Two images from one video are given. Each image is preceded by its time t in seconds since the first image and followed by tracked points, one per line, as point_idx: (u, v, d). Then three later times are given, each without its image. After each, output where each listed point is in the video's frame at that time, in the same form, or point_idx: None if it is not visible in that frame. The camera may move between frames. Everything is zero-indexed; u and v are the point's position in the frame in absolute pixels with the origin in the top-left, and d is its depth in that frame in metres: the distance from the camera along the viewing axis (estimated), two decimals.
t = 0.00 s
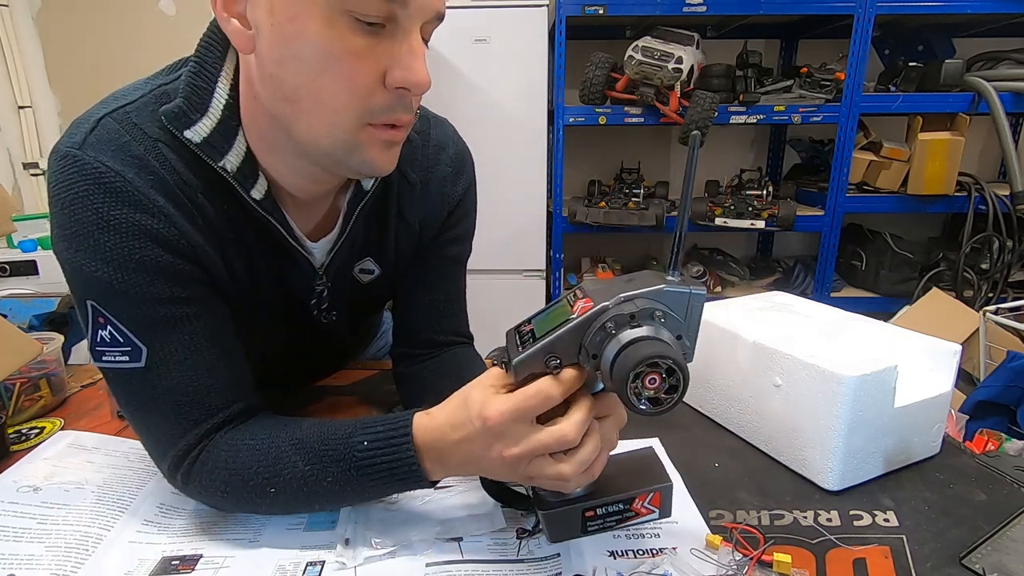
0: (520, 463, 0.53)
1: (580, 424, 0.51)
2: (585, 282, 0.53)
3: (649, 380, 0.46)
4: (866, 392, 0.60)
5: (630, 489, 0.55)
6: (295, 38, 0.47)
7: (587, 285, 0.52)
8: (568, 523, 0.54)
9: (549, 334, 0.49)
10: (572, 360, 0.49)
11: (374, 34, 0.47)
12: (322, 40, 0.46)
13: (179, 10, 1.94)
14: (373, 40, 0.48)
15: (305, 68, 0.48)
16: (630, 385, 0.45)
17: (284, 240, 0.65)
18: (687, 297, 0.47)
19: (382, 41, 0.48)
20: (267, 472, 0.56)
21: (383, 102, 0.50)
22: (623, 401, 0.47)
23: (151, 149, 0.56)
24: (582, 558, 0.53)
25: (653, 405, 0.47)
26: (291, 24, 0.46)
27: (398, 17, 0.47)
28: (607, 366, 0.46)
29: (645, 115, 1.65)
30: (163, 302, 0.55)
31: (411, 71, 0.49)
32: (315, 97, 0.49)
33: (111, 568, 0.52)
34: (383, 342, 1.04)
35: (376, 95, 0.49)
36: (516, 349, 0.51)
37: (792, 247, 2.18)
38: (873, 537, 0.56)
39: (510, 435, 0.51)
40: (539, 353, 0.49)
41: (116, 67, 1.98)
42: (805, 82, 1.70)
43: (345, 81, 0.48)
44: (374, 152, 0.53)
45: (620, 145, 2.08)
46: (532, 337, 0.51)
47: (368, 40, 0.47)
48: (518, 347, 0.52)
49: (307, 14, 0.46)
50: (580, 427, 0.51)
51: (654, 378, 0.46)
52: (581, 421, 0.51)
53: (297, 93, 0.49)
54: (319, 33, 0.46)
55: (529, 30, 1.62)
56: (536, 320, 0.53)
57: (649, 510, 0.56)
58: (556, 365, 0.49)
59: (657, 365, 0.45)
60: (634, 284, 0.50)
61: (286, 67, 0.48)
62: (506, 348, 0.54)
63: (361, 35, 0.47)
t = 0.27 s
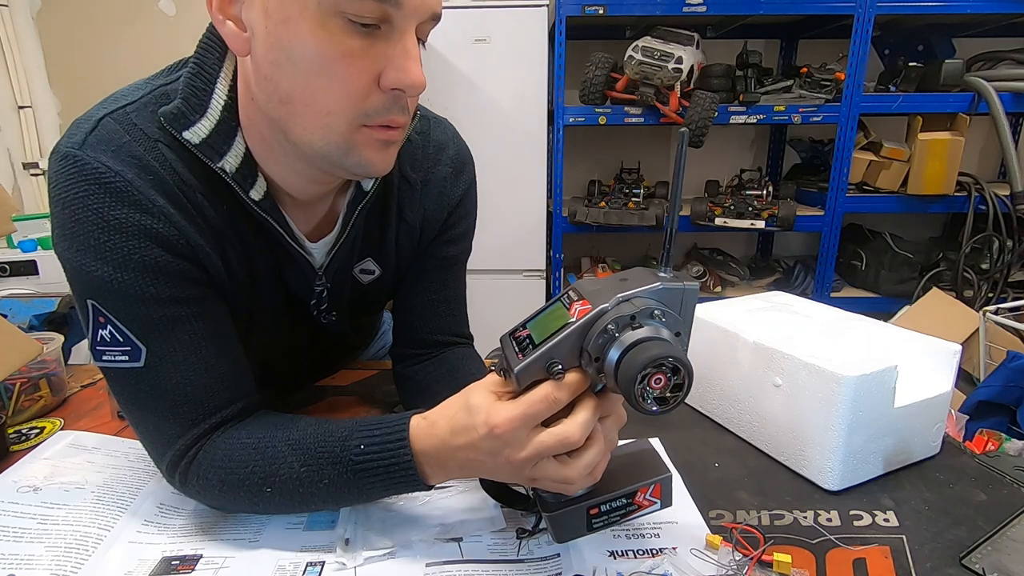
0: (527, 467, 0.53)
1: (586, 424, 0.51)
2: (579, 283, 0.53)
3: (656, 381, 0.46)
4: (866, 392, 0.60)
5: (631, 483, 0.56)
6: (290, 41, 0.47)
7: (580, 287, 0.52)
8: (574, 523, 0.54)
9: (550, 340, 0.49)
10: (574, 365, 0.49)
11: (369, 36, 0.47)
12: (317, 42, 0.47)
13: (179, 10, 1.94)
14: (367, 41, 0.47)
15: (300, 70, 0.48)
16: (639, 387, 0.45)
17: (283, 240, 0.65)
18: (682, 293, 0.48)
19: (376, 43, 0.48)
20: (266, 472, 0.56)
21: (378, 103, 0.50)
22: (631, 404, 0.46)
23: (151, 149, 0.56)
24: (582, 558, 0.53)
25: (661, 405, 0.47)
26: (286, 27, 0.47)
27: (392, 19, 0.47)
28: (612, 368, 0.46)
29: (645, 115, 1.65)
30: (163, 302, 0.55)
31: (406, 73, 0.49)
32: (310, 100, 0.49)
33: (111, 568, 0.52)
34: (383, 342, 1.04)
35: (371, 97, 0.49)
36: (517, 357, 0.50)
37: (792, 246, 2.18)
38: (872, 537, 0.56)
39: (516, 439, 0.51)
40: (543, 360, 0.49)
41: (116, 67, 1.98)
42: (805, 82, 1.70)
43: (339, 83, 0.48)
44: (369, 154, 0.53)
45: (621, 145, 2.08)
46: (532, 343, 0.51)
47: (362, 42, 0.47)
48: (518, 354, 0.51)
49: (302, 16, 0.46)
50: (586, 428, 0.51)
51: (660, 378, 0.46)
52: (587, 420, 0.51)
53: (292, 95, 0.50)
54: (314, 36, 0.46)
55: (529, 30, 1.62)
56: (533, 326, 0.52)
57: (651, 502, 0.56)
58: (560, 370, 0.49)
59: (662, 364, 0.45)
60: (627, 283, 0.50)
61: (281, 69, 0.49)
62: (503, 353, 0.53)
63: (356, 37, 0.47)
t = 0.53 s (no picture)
0: (528, 467, 0.52)
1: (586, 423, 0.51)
2: (577, 282, 0.53)
3: (658, 379, 0.46)
4: (865, 392, 0.60)
5: (631, 480, 0.56)
6: (288, 41, 0.47)
7: (579, 286, 0.52)
8: (575, 522, 0.54)
9: (550, 340, 0.49)
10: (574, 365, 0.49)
11: (368, 36, 0.47)
12: (315, 43, 0.47)
13: (179, 10, 1.94)
14: (365, 42, 0.47)
15: (299, 71, 0.48)
16: (641, 385, 0.45)
17: (282, 240, 0.65)
18: (680, 290, 0.48)
19: (374, 43, 0.48)
20: (265, 473, 0.56)
21: (377, 103, 0.50)
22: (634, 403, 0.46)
23: (151, 149, 0.56)
24: (582, 558, 0.53)
25: (663, 403, 0.47)
26: (284, 27, 0.47)
27: (390, 19, 0.47)
28: (614, 368, 0.46)
29: (645, 115, 1.65)
30: (163, 302, 0.55)
31: (404, 74, 0.49)
32: (308, 100, 0.49)
33: (110, 568, 0.52)
34: (383, 342, 1.04)
35: (369, 97, 0.49)
36: (518, 357, 0.50)
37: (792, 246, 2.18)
38: (872, 537, 0.56)
39: (518, 439, 0.51)
40: (544, 360, 0.49)
41: (116, 67, 1.98)
42: (805, 82, 1.70)
43: (337, 83, 0.48)
44: (367, 154, 0.53)
45: (620, 145, 2.08)
46: (532, 343, 0.51)
47: (360, 43, 0.47)
48: (518, 354, 0.51)
49: (300, 16, 0.46)
50: (586, 426, 0.51)
51: (662, 376, 0.46)
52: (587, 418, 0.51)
53: (290, 95, 0.50)
54: (312, 36, 0.46)
55: (529, 30, 1.62)
56: (533, 326, 0.52)
57: (651, 498, 0.57)
58: (561, 370, 0.49)
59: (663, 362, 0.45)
60: (626, 281, 0.50)
61: (279, 70, 0.49)
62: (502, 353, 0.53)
63: (354, 36, 0.47)
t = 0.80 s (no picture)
0: (526, 470, 0.53)
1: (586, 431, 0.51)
2: (583, 284, 0.53)
3: (658, 388, 0.46)
4: (866, 392, 0.60)
5: (631, 486, 0.56)
6: (284, 42, 0.47)
7: (585, 289, 0.52)
8: (570, 523, 0.54)
9: (554, 342, 0.49)
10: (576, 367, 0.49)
11: (364, 36, 0.47)
12: (311, 43, 0.47)
13: (179, 10, 1.94)
14: (361, 41, 0.47)
15: (295, 71, 0.48)
16: (641, 393, 0.45)
17: (282, 241, 0.65)
18: (688, 299, 0.47)
19: (370, 42, 0.48)
20: (266, 473, 0.56)
21: (373, 103, 0.50)
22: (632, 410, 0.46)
23: (151, 150, 0.56)
24: (582, 557, 0.53)
25: (663, 411, 0.47)
26: (280, 29, 0.47)
27: (386, 17, 0.47)
28: (614, 373, 0.46)
29: (645, 115, 1.65)
30: (164, 301, 0.55)
31: (401, 72, 0.48)
32: (304, 100, 0.49)
33: (111, 568, 0.52)
34: (383, 342, 1.04)
35: (366, 96, 0.49)
36: (521, 357, 0.50)
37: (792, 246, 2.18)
38: (872, 537, 0.56)
39: (520, 440, 0.51)
40: (546, 361, 0.49)
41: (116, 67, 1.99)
42: (805, 82, 1.70)
43: (334, 83, 0.48)
44: (365, 154, 0.53)
45: (620, 145, 2.08)
46: (536, 344, 0.51)
47: (356, 42, 0.47)
48: (522, 354, 0.51)
49: (296, 17, 0.46)
50: (586, 433, 0.51)
51: (663, 386, 0.46)
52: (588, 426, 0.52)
53: (287, 97, 0.50)
54: (307, 36, 0.46)
55: (529, 30, 1.62)
56: (536, 326, 0.52)
57: (649, 506, 0.56)
58: (562, 373, 0.49)
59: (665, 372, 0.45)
60: (633, 287, 0.50)
61: (276, 71, 0.49)
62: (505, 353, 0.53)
63: (351, 35, 0.47)
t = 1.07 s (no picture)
0: (525, 470, 0.53)
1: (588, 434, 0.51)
2: (589, 285, 0.53)
3: (661, 391, 0.46)
4: (865, 392, 0.60)
5: (629, 488, 0.56)
6: (272, 46, 0.47)
7: (591, 290, 0.52)
8: (566, 524, 0.54)
9: (557, 341, 0.49)
10: (579, 367, 0.49)
11: (353, 37, 0.47)
12: (301, 46, 0.47)
13: (179, 10, 1.94)
14: (351, 42, 0.47)
15: (286, 74, 0.48)
16: (644, 395, 0.45)
17: (281, 241, 0.65)
18: (693, 304, 0.47)
19: (360, 43, 0.48)
20: (266, 472, 0.56)
21: (364, 104, 0.50)
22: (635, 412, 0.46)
23: (150, 150, 0.56)
24: (582, 557, 0.53)
25: (666, 415, 0.47)
26: (269, 33, 0.47)
27: (376, 18, 0.47)
28: (617, 373, 0.46)
29: (645, 115, 1.65)
30: (163, 301, 0.55)
31: (392, 73, 0.48)
32: (296, 103, 0.49)
33: (111, 568, 0.52)
34: (383, 342, 1.04)
35: (357, 97, 0.49)
36: (524, 355, 0.50)
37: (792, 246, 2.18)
38: (873, 537, 0.56)
39: (522, 439, 0.51)
40: (550, 360, 0.48)
41: (116, 67, 1.99)
42: (805, 82, 1.70)
43: (324, 85, 0.48)
44: (359, 155, 0.52)
45: (620, 145, 2.08)
46: (540, 343, 0.51)
47: (346, 44, 0.47)
48: (525, 353, 0.51)
49: (285, 20, 0.46)
50: (587, 436, 0.51)
51: (666, 389, 0.46)
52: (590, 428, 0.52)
53: (278, 101, 0.50)
54: (297, 39, 0.46)
55: (529, 30, 1.62)
56: (541, 325, 0.52)
57: (645, 509, 0.56)
58: (566, 372, 0.49)
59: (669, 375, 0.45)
60: (639, 290, 0.50)
61: (266, 75, 0.49)
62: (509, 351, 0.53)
63: (340, 37, 0.47)
